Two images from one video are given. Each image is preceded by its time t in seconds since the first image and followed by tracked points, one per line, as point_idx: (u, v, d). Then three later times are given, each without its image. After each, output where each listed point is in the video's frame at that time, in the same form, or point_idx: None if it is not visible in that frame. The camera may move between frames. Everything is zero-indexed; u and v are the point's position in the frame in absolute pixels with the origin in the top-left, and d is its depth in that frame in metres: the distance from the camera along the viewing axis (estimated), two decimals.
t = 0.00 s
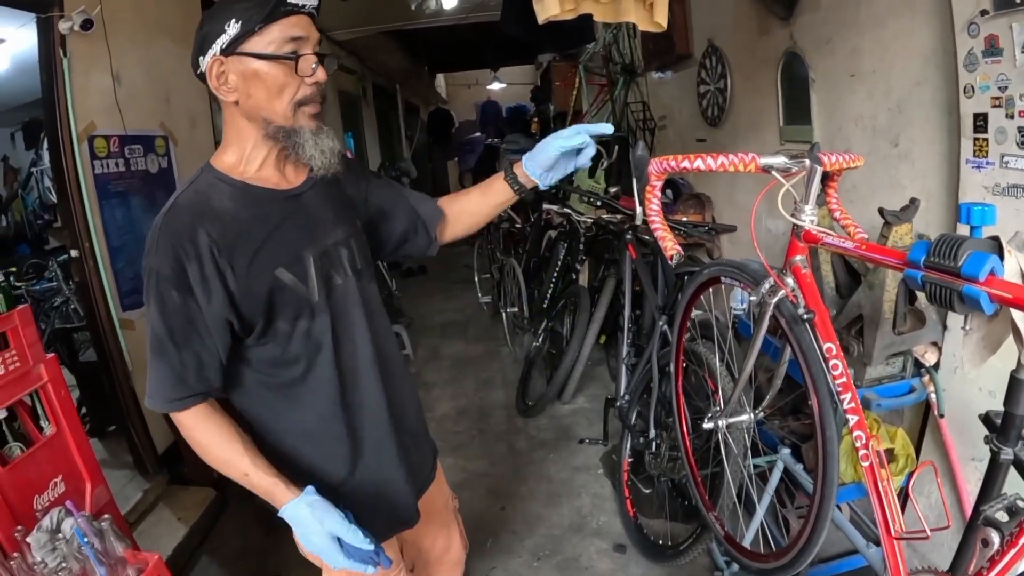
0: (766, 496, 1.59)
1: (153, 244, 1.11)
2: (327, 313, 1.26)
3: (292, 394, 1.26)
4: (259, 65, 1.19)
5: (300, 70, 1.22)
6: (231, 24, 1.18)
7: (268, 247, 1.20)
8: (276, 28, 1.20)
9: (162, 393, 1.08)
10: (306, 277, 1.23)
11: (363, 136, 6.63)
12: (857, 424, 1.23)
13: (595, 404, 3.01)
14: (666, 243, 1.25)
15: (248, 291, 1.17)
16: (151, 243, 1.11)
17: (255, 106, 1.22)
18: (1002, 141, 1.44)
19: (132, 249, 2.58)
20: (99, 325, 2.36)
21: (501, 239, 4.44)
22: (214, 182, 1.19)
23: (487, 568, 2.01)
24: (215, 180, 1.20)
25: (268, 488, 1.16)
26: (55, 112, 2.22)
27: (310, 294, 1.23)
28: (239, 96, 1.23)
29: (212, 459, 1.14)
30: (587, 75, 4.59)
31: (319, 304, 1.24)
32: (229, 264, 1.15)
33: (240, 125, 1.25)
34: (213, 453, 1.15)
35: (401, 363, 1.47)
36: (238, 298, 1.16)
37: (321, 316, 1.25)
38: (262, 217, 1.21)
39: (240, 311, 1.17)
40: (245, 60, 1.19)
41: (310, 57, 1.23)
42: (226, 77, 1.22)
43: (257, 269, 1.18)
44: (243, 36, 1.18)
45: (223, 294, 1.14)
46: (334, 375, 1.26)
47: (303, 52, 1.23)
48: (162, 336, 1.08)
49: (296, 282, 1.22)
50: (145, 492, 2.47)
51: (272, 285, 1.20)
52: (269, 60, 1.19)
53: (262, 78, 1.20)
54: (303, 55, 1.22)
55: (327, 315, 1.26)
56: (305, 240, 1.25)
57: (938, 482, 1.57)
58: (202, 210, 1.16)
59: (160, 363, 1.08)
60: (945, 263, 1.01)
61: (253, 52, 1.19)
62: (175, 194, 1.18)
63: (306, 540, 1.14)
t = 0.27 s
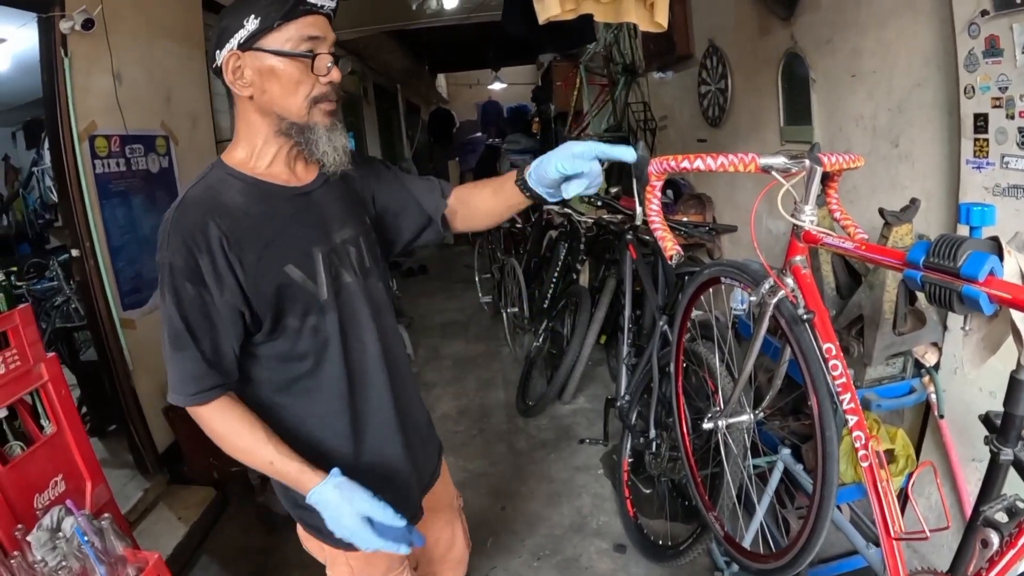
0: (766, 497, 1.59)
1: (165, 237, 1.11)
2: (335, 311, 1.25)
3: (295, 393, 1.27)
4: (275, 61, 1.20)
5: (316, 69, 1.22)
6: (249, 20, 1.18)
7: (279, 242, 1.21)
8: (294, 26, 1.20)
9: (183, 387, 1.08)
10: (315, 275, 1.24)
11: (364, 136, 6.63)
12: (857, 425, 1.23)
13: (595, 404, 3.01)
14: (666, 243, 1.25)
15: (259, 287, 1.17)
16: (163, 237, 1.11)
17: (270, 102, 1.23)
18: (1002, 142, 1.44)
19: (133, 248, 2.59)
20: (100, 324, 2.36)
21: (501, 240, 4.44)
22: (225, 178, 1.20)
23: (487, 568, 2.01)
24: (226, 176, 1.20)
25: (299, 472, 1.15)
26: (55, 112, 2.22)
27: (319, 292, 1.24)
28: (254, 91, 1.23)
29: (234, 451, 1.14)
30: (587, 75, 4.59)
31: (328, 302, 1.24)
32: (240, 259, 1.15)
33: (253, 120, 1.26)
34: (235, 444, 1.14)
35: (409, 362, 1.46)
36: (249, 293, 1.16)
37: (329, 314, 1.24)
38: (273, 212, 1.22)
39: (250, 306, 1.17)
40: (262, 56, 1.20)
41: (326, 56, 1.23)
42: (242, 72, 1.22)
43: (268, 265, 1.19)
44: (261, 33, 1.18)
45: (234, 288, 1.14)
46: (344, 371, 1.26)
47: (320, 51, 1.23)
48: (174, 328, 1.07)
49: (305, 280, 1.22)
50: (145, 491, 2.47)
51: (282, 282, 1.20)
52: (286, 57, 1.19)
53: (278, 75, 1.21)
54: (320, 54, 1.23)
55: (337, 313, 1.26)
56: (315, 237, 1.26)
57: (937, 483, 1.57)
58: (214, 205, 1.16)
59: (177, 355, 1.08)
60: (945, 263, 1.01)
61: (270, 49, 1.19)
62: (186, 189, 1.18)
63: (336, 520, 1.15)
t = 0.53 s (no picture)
0: (765, 497, 1.59)
1: (194, 228, 1.09)
2: (354, 307, 1.26)
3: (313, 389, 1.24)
4: (313, 62, 1.22)
5: (350, 75, 1.26)
6: (290, 20, 1.20)
7: (303, 237, 1.21)
8: (333, 31, 1.23)
9: (214, 381, 1.03)
10: (336, 271, 1.24)
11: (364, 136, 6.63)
12: (856, 425, 1.23)
13: (595, 404, 3.01)
14: (664, 243, 1.25)
15: (284, 280, 1.17)
16: (191, 228, 1.10)
17: (302, 101, 1.23)
18: (1002, 142, 1.44)
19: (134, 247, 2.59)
20: (100, 324, 2.36)
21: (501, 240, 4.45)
22: (249, 174, 1.21)
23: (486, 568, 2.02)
24: (251, 171, 1.21)
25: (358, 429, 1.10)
26: (55, 111, 2.22)
27: (339, 287, 1.24)
28: (285, 89, 1.23)
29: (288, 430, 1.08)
30: (587, 75, 4.60)
31: (348, 298, 1.24)
32: (266, 252, 1.15)
33: (281, 118, 1.25)
34: (290, 419, 1.08)
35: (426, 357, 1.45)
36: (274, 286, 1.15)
37: (348, 310, 1.25)
38: (297, 208, 1.23)
39: (275, 299, 1.16)
40: (299, 56, 1.21)
41: (359, 63, 1.27)
42: (277, 69, 1.22)
43: (292, 258, 1.19)
44: (303, 34, 1.20)
45: (263, 278, 1.13)
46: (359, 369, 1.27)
47: (354, 58, 1.26)
48: (209, 316, 1.04)
49: (327, 275, 1.23)
50: (145, 491, 2.48)
51: (306, 276, 1.20)
52: (325, 60, 1.22)
53: (314, 75, 1.22)
54: (355, 61, 1.26)
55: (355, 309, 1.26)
56: (336, 234, 1.26)
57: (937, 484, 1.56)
58: (240, 198, 1.16)
59: (213, 343, 1.03)
60: (944, 264, 1.01)
61: (308, 50, 1.21)
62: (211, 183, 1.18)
63: (414, 458, 1.09)
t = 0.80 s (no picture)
0: (763, 498, 1.60)
1: (254, 186, 1.08)
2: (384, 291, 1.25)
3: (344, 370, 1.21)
4: (352, 57, 1.25)
5: (386, 69, 1.29)
6: (329, 19, 1.24)
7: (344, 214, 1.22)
8: (369, 29, 1.27)
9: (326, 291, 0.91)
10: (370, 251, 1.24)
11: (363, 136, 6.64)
12: (852, 426, 1.23)
13: (593, 404, 3.01)
14: (661, 244, 1.25)
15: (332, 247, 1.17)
16: (250, 186, 1.09)
17: (341, 93, 1.25)
18: (1000, 143, 1.44)
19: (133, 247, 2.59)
20: (98, 324, 2.36)
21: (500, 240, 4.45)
22: (292, 154, 1.22)
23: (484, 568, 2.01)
24: (297, 151, 1.23)
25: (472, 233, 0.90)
26: (53, 111, 2.22)
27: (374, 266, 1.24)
28: (326, 82, 1.26)
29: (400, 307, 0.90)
30: (586, 76, 4.60)
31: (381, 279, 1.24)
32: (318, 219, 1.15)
33: (321, 109, 1.27)
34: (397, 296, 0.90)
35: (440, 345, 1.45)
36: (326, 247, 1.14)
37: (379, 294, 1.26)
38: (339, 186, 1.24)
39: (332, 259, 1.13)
40: (338, 51, 1.24)
41: (394, 59, 1.30)
42: (318, 63, 1.25)
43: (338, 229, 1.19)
44: (342, 31, 1.24)
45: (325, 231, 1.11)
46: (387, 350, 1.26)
47: (389, 54, 1.30)
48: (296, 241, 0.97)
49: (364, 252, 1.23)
50: (144, 491, 2.48)
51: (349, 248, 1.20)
52: (364, 54, 1.25)
53: (353, 69, 1.25)
54: (390, 57, 1.29)
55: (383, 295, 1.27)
56: (371, 221, 1.27)
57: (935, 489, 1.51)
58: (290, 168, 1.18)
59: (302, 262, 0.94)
60: (941, 265, 1.01)
61: (347, 46, 1.24)
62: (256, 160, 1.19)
63: (526, 201, 0.89)
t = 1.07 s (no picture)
0: (755, 501, 1.59)
1: (302, 154, 1.24)
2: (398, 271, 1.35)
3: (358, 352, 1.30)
4: (371, 60, 1.32)
5: (402, 70, 1.34)
6: (350, 26, 1.31)
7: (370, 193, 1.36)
8: (386, 33, 1.34)
9: (393, 206, 1.06)
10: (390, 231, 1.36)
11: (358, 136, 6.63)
12: (843, 428, 1.23)
13: (588, 405, 3.01)
14: (652, 245, 1.25)
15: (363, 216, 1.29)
16: (296, 156, 1.24)
17: (362, 93, 1.32)
18: (994, 143, 1.43)
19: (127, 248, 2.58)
20: (91, 325, 2.35)
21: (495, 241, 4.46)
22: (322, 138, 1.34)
23: (478, 570, 2.01)
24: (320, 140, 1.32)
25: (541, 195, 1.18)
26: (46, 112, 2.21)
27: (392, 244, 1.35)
28: (348, 84, 1.34)
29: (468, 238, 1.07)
30: (582, 76, 4.60)
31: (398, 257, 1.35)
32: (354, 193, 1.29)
33: (346, 110, 1.35)
34: (467, 231, 1.07)
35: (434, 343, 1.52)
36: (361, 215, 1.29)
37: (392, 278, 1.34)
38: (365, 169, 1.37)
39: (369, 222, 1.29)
40: (358, 55, 1.31)
41: (411, 60, 1.35)
42: (341, 68, 1.33)
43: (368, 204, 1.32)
44: (361, 36, 1.31)
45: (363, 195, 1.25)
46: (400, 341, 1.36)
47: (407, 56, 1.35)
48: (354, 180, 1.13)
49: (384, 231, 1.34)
50: (138, 492, 2.48)
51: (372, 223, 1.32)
52: (381, 58, 1.32)
53: (372, 72, 1.32)
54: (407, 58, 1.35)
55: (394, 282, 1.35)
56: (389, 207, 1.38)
57: (925, 489, 1.48)
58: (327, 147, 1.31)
59: (364, 194, 1.09)
60: (931, 267, 1.01)
61: (366, 50, 1.31)
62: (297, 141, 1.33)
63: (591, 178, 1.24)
